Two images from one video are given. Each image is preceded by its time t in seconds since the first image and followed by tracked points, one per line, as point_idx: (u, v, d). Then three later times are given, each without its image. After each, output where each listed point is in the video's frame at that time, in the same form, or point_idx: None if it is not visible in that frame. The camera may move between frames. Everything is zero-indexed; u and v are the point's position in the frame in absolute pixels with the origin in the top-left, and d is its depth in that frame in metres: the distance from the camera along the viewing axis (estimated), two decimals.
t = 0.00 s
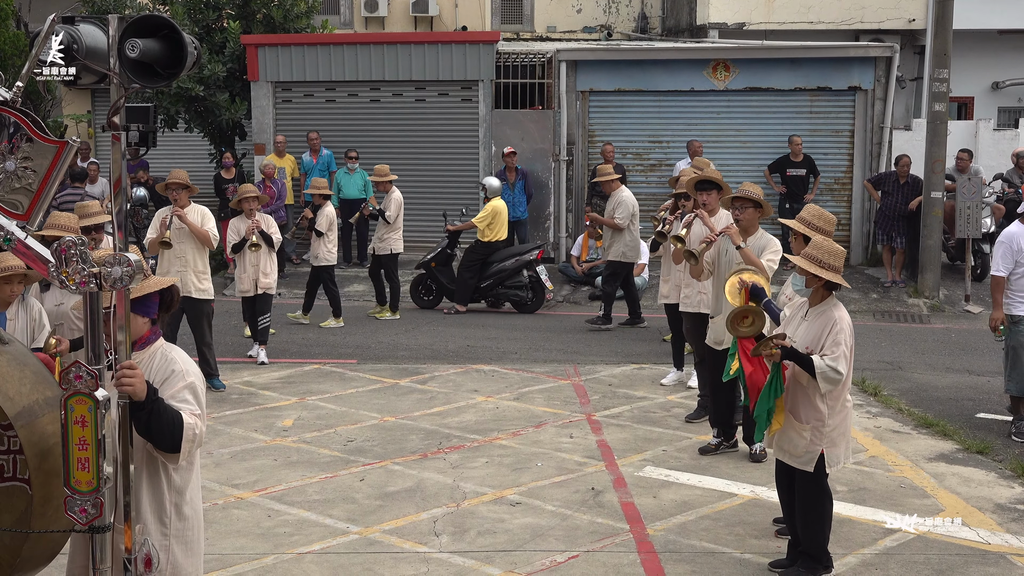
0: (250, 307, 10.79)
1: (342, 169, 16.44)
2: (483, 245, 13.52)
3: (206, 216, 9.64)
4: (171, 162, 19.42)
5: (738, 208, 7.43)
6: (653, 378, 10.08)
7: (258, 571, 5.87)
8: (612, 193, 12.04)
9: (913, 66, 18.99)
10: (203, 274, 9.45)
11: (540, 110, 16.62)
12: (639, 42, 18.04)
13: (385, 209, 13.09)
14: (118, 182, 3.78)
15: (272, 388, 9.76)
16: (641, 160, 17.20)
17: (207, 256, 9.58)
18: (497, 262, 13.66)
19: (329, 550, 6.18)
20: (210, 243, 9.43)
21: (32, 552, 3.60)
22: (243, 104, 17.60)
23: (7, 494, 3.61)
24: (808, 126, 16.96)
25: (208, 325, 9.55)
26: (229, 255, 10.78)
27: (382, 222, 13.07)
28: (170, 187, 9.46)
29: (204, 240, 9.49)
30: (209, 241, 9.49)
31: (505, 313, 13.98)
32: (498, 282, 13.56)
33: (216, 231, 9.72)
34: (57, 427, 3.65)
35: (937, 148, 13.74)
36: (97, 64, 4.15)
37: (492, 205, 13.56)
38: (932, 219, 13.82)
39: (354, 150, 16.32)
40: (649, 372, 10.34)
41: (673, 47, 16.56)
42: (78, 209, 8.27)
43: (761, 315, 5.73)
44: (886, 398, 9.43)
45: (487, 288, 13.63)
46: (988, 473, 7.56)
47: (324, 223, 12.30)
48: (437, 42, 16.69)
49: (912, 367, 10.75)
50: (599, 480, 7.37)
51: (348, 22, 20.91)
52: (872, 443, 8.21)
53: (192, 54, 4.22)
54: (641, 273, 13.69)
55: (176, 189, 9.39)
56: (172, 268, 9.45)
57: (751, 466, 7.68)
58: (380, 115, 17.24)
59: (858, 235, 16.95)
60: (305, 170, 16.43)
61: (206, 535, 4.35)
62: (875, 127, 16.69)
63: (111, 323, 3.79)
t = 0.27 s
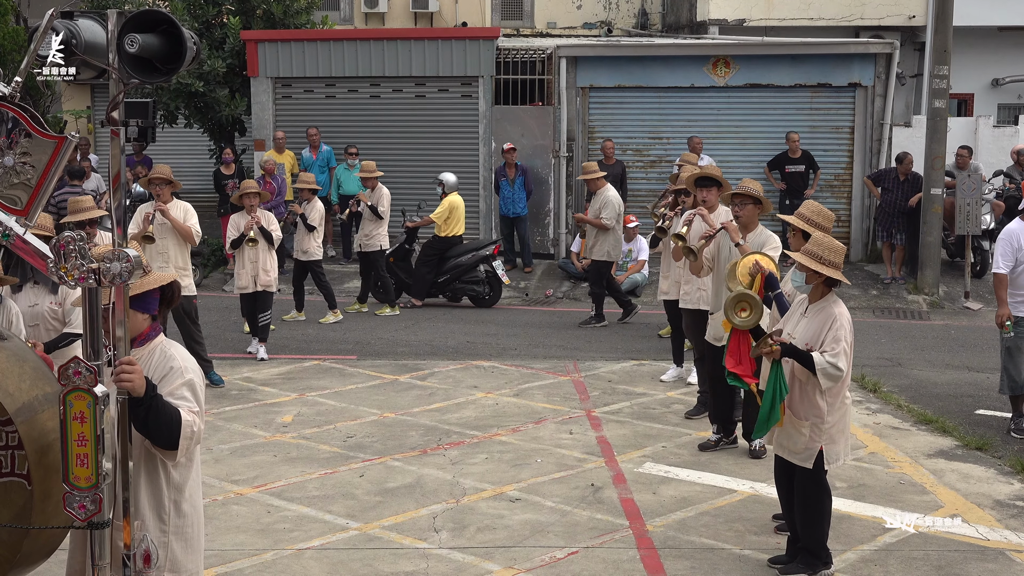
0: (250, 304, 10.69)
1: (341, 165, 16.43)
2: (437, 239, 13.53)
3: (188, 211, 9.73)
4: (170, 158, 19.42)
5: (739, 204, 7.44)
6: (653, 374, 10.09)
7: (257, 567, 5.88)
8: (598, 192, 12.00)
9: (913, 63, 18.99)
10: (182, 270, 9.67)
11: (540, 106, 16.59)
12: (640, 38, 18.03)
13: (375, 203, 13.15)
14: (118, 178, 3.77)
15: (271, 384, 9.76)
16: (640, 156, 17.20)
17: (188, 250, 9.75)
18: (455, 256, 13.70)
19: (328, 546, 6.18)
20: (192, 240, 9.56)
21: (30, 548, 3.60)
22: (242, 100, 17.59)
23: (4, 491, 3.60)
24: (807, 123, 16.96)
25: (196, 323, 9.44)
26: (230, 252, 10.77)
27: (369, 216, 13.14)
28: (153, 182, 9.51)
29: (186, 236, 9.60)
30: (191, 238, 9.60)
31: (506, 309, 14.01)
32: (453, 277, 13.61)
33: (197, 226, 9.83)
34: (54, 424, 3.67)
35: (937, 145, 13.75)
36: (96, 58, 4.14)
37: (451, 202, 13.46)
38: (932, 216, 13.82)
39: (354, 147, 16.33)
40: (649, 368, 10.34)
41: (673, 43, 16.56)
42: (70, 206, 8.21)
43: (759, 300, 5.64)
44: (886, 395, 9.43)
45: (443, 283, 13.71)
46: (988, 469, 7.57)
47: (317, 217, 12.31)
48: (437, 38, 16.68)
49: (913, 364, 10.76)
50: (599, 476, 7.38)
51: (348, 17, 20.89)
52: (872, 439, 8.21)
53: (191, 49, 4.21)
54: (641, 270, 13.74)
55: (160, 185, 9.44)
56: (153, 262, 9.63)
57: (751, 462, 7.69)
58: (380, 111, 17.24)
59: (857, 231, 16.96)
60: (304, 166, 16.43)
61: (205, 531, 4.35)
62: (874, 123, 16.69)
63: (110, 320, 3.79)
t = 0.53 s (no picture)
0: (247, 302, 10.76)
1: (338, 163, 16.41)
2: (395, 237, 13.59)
3: (178, 209, 9.73)
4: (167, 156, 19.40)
5: (736, 203, 7.44)
6: (651, 372, 10.09)
7: (255, 566, 5.87)
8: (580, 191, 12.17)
9: (910, 62, 19.00)
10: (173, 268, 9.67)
11: (537, 105, 16.48)
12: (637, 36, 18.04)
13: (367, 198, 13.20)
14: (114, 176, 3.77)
15: (269, 382, 9.76)
16: (638, 155, 17.20)
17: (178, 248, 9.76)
18: (411, 253, 13.73)
19: (326, 544, 6.17)
20: (183, 239, 9.55)
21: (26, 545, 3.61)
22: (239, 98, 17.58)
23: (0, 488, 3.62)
24: (804, 121, 16.97)
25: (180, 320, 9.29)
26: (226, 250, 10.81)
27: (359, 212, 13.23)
28: (143, 181, 9.51)
29: (177, 234, 9.58)
30: (182, 236, 9.57)
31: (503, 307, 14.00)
32: (410, 275, 13.65)
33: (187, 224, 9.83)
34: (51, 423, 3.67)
35: (934, 144, 13.76)
36: (93, 57, 4.13)
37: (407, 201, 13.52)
38: (929, 214, 13.84)
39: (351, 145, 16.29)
40: (646, 366, 10.34)
41: (671, 41, 16.56)
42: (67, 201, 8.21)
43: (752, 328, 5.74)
44: (883, 393, 9.44)
45: (401, 280, 13.73)
46: (985, 467, 7.58)
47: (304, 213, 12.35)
48: (435, 36, 16.67)
49: (910, 362, 10.77)
50: (597, 474, 7.38)
51: (346, 16, 20.89)
52: (869, 438, 8.22)
53: (187, 46, 4.18)
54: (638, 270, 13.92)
55: (149, 182, 9.48)
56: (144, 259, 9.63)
57: (749, 460, 7.69)
58: (377, 109, 17.22)
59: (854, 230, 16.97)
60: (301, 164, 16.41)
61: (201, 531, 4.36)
62: (871, 122, 16.70)
63: (107, 318, 3.78)
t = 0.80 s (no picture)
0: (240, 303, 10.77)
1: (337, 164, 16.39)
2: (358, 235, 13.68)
3: (178, 210, 9.74)
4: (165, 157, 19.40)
5: (735, 202, 7.43)
6: (649, 372, 10.10)
7: (254, 565, 5.87)
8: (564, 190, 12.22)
9: (909, 61, 19.00)
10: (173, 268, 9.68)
11: (536, 104, 16.50)
12: (636, 36, 18.05)
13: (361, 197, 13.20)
14: (113, 177, 3.77)
15: (268, 382, 9.76)
16: (637, 154, 17.19)
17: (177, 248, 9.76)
18: (376, 252, 13.84)
19: (325, 544, 6.17)
20: (184, 239, 9.56)
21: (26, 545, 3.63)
22: (238, 98, 17.59)
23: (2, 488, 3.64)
24: (804, 121, 16.96)
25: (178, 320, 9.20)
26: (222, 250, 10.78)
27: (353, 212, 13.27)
28: (143, 180, 9.50)
29: (177, 234, 9.58)
30: (182, 236, 9.58)
31: (501, 307, 14.00)
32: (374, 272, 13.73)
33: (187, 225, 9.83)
34: (52, 422, 3.66)
35: (933, 143, 13.75)
36: (92, 58, 4.13)
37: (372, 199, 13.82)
38: (928, 214, 13.83)
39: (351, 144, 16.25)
40: (645, 366, 10.34)
41: (669, 41, 16.56)
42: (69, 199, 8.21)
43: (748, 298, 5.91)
44: (882, 392, 9.44)
45: (365, 278, 13.82)
46: (984, 467, 7.58)
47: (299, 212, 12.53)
48: (433, 36, 16.67)
49: (909, 362, 10.76)
50: (595, 474, 7.38)
51: (344, 16, 20.90)
52: (868, 437, 8.22)
53: (187, 47, 4.18)
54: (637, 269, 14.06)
55: (150, 182, 9.48)
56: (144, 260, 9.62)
57: (747, 460, 7.69)
58: (376, 108, 17.22)
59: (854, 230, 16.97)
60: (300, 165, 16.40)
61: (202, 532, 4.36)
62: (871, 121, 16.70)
63: (106, 319, 3.79)
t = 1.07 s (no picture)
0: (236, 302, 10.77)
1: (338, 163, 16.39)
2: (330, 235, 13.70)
3: (184, 210, 9.76)
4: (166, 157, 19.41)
5: (736, 202, 7.43)
6: (650, 372, 10.10)
7: (255, 566, 5.88)
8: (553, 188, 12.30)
9: (910, 61, 19.00)
10: (180, 267, 9.70)
11: (537, 104, 16.53)
12: (637, 36, 18.06)
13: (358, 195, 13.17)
14: (114, 177, 3.77)
15: (269, 382, 9.76)
16: (638, 154, 17.19)
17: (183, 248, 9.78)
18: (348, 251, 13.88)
19: (326, 544, 6.17)
20: (191, 239, 9.58)
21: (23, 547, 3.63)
22: (239, 98, 17.60)
23: (3, 490, 3.66)
24: (805, 121, 16.95)
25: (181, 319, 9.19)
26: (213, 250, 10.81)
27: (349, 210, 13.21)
28: (150, 180, 9.50)
29: (183, 233, 9.61)
30: (189, 235, 9.58)
31: (502, 307, 14.00)
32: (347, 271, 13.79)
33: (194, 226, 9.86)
34: (49, 422, 3.67)
35: (934, 143, 13.74)
36: (92, 57, 4.13)
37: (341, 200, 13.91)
38: (929, 213, 13.83)
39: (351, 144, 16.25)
40: (646, 366, 10.34)
41: (670, 41, 16.55)
42: (73, 199, 8.24)
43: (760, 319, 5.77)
44: (883, 392, 9.44)
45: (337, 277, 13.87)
46: (985, 467, 7.58)
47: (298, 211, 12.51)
48: (434, 36, 16.68)
49: (910, 362, 10.75)
50: (596, 474, 7.38)
51: (345, 15, 20.91)
52: (869, 437, 8.22)
53: (187, 46, 4.19)
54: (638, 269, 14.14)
55: (156, 182, 9.47)
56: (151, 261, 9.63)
57: (748, 459, 7.69)
58: (377, 108, 17.23)
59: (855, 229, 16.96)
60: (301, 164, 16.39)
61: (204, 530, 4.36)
62: (872, 121, 16.68)
63: (107, 320, 3.78)
